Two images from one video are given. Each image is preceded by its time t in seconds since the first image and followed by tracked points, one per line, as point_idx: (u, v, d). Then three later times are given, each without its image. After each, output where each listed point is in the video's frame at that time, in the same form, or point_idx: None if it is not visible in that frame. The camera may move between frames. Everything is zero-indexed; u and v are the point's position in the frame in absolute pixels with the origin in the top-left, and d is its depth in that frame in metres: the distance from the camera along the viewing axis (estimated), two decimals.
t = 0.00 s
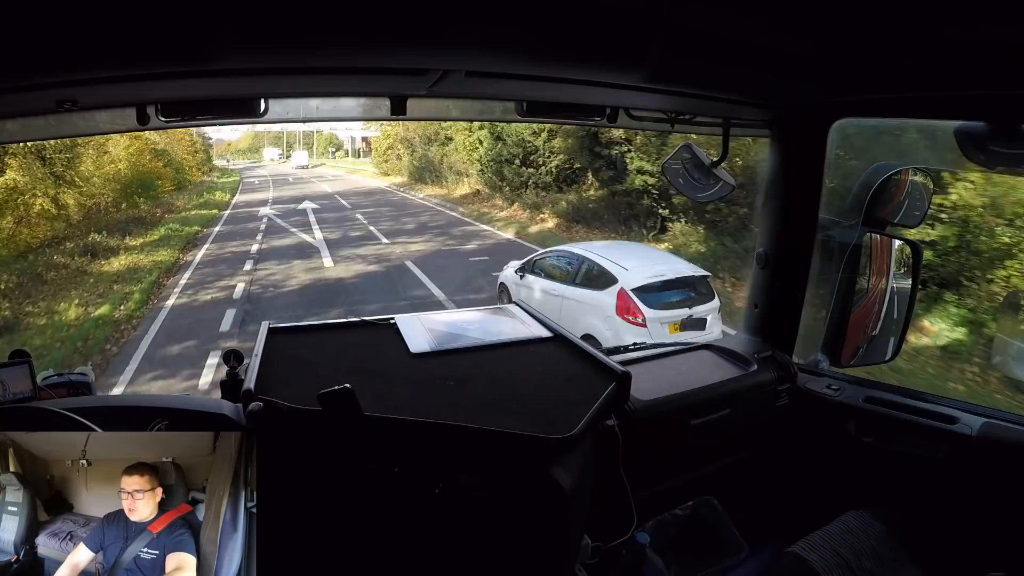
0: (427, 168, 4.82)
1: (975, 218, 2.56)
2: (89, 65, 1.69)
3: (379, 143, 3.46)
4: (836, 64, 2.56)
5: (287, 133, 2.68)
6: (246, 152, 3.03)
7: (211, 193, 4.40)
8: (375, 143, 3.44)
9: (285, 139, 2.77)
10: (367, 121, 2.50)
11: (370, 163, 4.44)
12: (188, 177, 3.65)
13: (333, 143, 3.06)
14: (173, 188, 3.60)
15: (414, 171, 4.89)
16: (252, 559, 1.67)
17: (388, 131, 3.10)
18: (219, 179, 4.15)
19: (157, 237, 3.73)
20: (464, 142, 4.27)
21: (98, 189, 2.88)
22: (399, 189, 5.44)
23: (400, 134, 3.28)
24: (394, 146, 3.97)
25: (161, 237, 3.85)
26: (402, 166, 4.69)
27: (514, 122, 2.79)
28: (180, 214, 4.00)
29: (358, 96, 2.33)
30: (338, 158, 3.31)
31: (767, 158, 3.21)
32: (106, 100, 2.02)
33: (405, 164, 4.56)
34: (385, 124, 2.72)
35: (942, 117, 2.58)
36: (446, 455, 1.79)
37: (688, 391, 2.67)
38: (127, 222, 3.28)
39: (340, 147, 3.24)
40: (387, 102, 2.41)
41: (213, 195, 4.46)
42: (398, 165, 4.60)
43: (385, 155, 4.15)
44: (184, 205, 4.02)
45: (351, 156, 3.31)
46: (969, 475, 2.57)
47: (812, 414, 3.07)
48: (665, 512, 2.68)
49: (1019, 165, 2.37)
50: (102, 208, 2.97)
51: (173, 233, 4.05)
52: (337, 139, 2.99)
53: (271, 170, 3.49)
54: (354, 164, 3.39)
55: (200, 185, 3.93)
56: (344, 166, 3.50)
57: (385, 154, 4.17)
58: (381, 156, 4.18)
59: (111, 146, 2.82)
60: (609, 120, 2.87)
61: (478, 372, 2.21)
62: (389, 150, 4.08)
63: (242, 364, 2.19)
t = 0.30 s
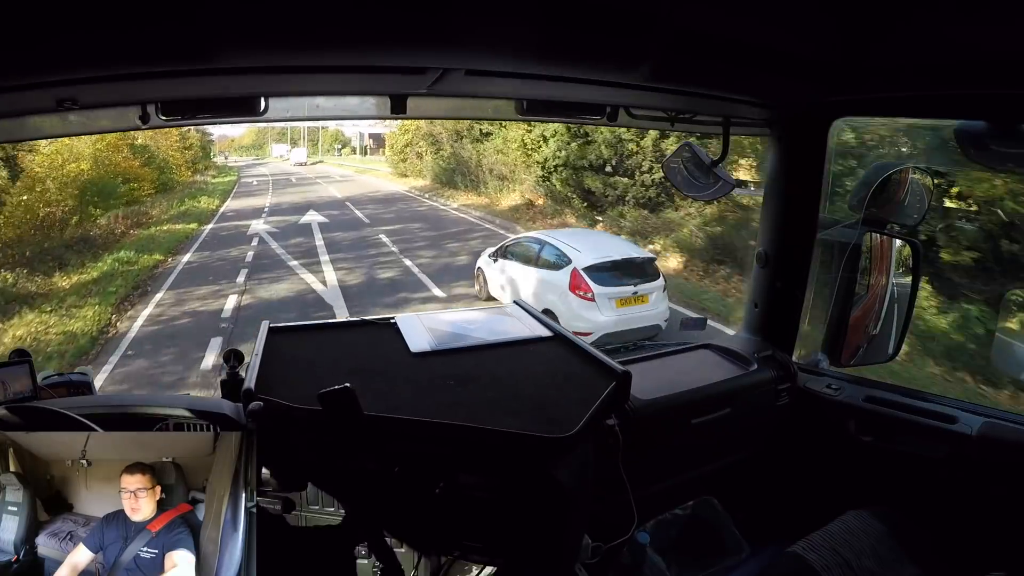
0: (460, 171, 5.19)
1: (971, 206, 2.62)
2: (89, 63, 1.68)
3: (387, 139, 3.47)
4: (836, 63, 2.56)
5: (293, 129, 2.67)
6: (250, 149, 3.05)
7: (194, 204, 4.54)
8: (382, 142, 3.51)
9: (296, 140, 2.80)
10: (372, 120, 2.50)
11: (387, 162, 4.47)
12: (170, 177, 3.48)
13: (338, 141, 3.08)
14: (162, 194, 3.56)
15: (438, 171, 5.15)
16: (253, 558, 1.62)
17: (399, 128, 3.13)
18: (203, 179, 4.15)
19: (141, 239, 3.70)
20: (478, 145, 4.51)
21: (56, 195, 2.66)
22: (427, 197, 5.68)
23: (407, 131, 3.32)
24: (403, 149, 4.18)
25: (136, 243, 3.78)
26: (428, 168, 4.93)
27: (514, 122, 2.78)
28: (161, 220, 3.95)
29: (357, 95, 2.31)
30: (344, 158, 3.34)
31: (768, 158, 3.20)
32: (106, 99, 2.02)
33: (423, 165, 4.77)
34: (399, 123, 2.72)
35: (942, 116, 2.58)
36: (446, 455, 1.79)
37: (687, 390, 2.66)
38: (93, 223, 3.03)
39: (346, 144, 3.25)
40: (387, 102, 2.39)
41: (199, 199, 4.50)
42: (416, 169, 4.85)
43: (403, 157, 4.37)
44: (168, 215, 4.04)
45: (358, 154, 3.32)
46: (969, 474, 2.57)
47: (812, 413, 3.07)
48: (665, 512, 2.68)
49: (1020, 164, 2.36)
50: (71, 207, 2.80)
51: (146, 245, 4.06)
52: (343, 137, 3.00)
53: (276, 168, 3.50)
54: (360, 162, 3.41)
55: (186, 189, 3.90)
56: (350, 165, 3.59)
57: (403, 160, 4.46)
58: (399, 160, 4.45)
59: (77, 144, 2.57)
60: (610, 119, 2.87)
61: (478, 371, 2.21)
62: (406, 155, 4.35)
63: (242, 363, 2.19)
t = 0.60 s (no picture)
0: (502, 176, 4.91)
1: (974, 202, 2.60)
2: (90, 65, 1.69)
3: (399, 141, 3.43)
4: (835, 63, 2.56)
5: (297, 130, 2.68)
6: (254, 150, 3.04)
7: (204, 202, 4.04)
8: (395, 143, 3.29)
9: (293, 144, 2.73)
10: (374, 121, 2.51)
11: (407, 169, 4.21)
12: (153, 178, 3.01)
13: (344, 142, 3.09)
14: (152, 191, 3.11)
15: (482, 179, 4.89)
16: (253, 558, 1.62)
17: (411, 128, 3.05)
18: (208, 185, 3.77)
19: (104, 251, 3.00)
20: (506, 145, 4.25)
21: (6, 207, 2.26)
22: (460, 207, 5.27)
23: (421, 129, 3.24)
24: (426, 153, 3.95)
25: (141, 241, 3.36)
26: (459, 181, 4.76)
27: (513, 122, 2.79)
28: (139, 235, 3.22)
29: (357, 96, 2.32)
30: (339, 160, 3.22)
31: (768, 157, 3.20)
32: (106, 101, 2.03)
33: (449, 170, 4.44)
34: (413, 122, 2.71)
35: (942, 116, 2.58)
36: (445, 455, 1.79)
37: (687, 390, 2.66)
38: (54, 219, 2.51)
39: (353, 145, 3.18)
40: (387, 103, 2.40)
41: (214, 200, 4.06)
42: (443, 173, 4.54)
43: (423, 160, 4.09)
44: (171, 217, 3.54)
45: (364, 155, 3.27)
46: (969, 474, 2.58)
47: (812, 412, 3.07)
48: (665, 510, 2.68)
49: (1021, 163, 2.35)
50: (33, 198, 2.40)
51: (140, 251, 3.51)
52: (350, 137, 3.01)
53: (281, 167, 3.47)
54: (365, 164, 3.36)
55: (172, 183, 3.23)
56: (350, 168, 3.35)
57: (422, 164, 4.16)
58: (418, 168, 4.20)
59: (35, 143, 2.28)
60: (610, 119, 2.86)
61: (477, 371, 2.22)
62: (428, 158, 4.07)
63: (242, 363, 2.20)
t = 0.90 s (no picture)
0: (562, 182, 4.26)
1: (968, 201, 2.58)
2: (89, 63, 1.69)
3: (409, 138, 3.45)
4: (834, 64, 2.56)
5: (300, 129, 2.68)
6: (258, 148, 3.04)
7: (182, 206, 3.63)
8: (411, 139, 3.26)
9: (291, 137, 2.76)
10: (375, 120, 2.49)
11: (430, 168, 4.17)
12: (134, 186, 2.82)
13: (348, 139, 3.10)
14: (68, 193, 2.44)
15: (532, 187, 4.33)
16: (253, 558, 1.60)
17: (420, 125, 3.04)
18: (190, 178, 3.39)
19: (62, 284, 2.65)
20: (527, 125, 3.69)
21: None
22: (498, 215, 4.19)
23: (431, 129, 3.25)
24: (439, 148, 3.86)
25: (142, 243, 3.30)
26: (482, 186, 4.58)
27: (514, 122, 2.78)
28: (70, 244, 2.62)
29: (356, 95, 2.31)
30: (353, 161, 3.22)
31: (768, 158, 3.20)
32: (106, 100, 2.03)
33: (481, 173, 4.21)
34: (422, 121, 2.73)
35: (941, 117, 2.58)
36: (445, 456, 1.79)
37: (687, 391, 2.67)
38: (19, 240, 2.31)
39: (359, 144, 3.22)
40: (387, 102, 2.39)
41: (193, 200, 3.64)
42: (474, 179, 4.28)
43: (450, 161, 4.09)
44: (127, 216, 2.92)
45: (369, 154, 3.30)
46: (968, 474, 2.58)
47: (811, 413, 3.07)
48: (665, 511, 2.68)
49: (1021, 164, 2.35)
50: (4, 215, 2.25)
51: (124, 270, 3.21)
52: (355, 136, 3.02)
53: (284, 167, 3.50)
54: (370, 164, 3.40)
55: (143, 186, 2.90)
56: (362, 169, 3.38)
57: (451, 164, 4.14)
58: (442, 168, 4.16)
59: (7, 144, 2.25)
60: (610, 119, 2.86)
61: (477, 371, 2.21)
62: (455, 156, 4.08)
63: (241, 363, 2.19)
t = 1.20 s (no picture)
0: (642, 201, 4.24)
1: (972, 203, 2.54)
2: (89, 65, 1.69)
3: (421, 141, 3.38)
4: (833, 64, 2.56)
5: (305, 129, 2.69)
6: (263, 149, 3.06)
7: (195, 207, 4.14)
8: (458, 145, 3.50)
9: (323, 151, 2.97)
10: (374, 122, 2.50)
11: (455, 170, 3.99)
12: (102, 192, 2.76)
13: (355, 141, 3.11)
14: (77, 204, 2.58)
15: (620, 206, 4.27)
16: (253, 558, 1.60)
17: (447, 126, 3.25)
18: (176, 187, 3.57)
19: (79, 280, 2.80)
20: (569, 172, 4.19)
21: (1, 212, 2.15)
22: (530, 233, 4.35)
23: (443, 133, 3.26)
24: (485, 187, 4.33)
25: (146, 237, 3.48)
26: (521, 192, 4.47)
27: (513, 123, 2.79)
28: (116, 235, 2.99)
29: (355, 97, 2.33)
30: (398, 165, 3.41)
31: (768, 158, 3.21)
32: (106, 102, 2.04)
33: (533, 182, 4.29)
34: (441, 122, 2.76)
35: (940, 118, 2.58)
36: (444, 457, 1.80)
37: (688, 391, 2.67)
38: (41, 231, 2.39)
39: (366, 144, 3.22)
40: (387, 104, 2.41)
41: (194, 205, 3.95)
42: (525, 189, 4.37)
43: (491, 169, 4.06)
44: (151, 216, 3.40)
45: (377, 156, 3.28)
46: (968, 475, 2.58)
47: (811, 413, 3.07)
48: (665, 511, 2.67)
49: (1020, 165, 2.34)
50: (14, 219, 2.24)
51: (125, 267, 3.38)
52: (362, 137, 3.03)
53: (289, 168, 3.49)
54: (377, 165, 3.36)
55: (114, 193, 2.85)
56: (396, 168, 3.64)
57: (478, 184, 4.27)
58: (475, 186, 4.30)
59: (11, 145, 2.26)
60: (609, 120, 2.87)
61: (478, 371, 2.22)
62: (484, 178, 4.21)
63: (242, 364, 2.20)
